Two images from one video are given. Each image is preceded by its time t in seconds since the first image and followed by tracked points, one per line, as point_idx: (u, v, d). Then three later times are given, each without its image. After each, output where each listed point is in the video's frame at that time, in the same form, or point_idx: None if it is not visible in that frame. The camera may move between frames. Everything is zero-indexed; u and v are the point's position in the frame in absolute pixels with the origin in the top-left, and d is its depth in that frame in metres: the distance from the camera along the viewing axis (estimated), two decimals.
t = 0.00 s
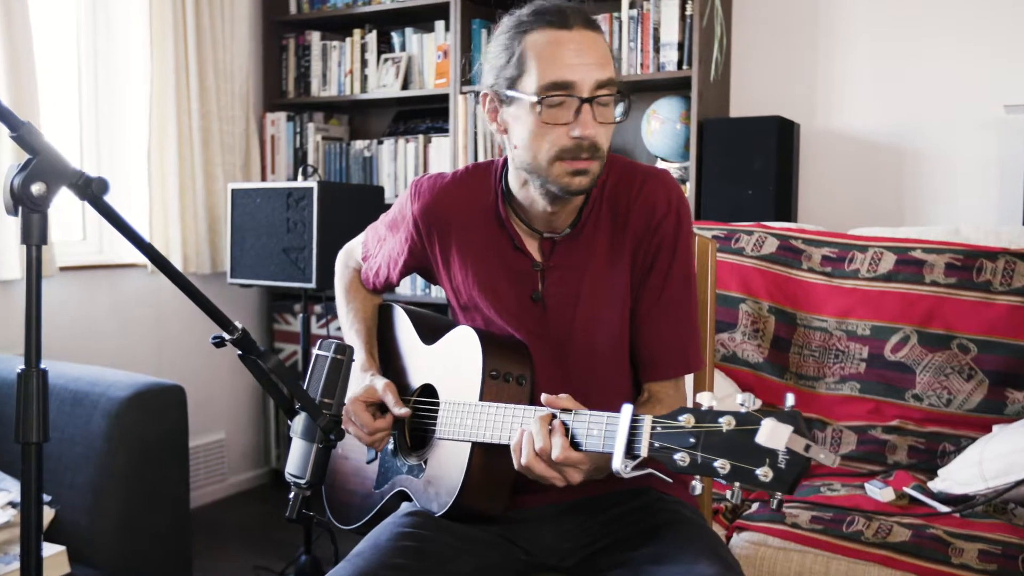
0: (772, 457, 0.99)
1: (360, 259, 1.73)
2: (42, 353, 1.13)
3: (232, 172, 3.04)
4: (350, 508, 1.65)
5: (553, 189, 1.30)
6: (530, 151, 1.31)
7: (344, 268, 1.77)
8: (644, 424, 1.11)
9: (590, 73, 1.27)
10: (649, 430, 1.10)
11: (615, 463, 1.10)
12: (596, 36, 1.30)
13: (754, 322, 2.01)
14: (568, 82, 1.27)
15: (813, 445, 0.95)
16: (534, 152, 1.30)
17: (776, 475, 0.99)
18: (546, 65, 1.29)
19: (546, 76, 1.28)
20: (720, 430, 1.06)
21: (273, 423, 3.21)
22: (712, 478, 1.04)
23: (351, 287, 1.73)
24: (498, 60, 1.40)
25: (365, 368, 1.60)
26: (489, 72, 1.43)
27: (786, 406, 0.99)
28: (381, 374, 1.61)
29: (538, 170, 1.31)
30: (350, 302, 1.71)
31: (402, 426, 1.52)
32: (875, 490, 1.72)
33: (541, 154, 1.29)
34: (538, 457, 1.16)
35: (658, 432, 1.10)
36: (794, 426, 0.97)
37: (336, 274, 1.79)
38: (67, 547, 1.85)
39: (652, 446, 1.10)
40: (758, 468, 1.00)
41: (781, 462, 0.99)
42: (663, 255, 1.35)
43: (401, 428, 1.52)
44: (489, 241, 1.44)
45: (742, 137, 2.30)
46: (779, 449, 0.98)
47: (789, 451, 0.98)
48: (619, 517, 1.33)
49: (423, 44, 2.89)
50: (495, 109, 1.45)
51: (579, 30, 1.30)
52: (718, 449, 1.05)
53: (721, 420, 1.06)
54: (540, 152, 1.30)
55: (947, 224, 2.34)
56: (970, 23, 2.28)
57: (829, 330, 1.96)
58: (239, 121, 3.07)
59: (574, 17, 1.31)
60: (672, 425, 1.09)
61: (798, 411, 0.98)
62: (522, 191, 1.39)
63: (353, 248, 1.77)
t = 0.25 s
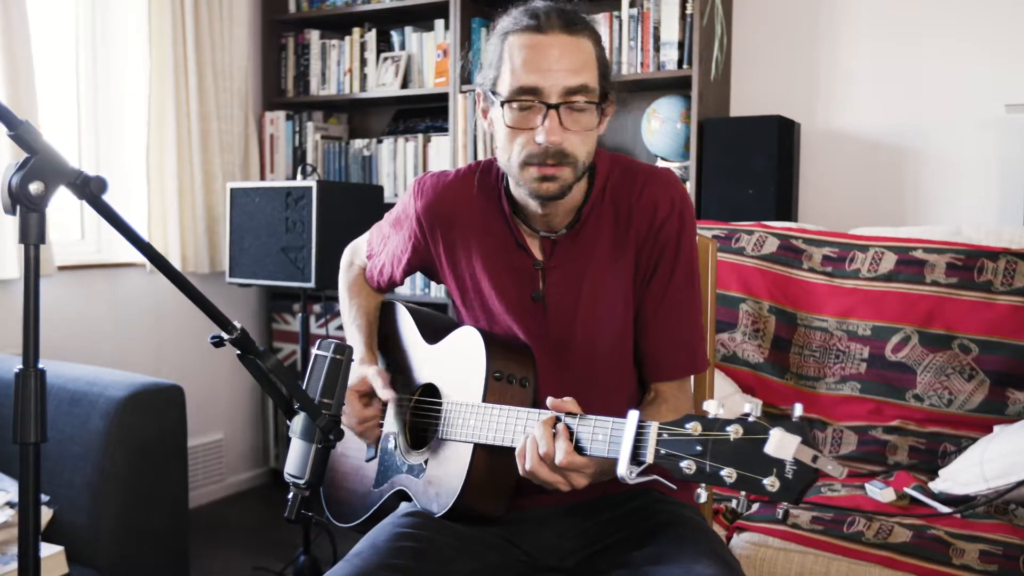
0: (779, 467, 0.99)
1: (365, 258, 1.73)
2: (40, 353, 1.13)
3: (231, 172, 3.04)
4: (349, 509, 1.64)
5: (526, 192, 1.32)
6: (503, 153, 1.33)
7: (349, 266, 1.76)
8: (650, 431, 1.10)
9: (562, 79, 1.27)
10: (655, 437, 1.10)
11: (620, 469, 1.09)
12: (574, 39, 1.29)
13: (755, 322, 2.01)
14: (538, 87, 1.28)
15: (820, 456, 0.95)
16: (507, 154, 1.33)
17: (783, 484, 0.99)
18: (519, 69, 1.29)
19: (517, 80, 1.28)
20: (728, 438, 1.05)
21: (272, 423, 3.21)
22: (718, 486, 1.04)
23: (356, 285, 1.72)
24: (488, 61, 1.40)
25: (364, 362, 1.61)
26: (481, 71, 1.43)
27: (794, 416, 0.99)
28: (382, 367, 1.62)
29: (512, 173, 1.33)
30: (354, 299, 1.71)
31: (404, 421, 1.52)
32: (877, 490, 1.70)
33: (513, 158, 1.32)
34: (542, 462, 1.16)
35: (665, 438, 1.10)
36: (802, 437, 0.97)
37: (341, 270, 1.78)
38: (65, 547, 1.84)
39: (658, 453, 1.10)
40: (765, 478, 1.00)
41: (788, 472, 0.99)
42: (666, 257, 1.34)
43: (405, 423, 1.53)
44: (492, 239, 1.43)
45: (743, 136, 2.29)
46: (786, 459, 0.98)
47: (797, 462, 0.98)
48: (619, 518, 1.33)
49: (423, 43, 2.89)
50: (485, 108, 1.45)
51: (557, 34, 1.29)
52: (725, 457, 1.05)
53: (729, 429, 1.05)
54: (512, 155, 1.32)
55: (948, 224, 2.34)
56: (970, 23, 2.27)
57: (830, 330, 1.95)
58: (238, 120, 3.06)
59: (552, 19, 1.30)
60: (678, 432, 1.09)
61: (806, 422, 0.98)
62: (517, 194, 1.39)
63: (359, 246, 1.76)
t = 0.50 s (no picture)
0: (772, 467, 0.99)
1: (361, 254, 1.71)
2: (36, 352, 1.12)
3: (229, 169, 3.02)
4: (348, 509, 1.63)
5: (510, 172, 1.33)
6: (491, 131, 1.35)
7: (344, 263, 1.75)
8: (644, 430, 1.09)
9: (544, 57, 1.29)
10: (648, 436, 1.09)
11: (613, 470, 1.09)
12: (567, 22, 1.31)
13: (756, 321, 2.00)
14: (521, 64, 1.30)
15: (814, 455, 0.94)
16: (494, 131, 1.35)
17: (776, 485, 0.98)
18: (508, 47, 1.31)
19: (504, 57, 1.31)
20: (720, 438, 1.04)
21: (271, 422, 3.20)
22: (711, 486, 1.03)
23: (352, 283, 1.71)
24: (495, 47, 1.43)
25: (366, 364, 1.57)
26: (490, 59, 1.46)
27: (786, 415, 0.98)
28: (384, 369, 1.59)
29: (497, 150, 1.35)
30: (351, 298, 1.70)
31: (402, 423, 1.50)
32: (878, 489, 1.70)
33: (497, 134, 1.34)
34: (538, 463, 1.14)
35: (658, 438, 1.09)
36: (795, 436, 0.96)
37: (336, 267, 1.77)
38: (61, 547, 1.83)
39: (651, 454, 1.09)
40: (758, 478, 0.99)
41: (781, 472, 0.98)
42: (669, 254, 1.33)
43: (401, 425, 1.50)
44: (494, 233, 1.42)
45: (744, 134, 2.28)
46: (779, 458, 0.97)
47: (790, 462, 0.97)
48: (620, 518, 1.32)
49: (422, 40, 2.87)
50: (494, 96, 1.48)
51: (550, 16, 1.31)
52: (718, 457, 1.04)
53: (721, 429, 1.04)
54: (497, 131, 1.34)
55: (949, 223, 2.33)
56: (973, 20, 2.26)
57: (831, 329, 1.94)
58: (236, 118, 3.05)
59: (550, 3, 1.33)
60: (671, 432, 1.08)
61: (799, 422, 0.97)
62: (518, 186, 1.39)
63: (354, 242, 1.75)
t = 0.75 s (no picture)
0: (781, 462, 0.98)
1: (360, 254, 1.70)
2: (35, 351, 1.11)
3: (229, 167, 3.01)
4: (348, 509, 1.63)
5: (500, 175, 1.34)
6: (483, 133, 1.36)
7: (344, 261, 1.74)
8: (651, 427, 1.08)
9: (535, 62, 1.29)
10: (655, 433, 1.08)
11: (620, 467, 1.07)
12: (561, 28, 1.30)
13: (757, 321, 1.99)
14: (511, 67, 1.30)
15: (823, 450, 0.93)
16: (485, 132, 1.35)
17: (785, 480, 0.97)
18: (503, 49, 1.31)
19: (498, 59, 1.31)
20: (729, 434, 1.04)
21: (270, 422, 3.19)
22: (720, 482, 1.03)
23: (351, 282, 1.69)
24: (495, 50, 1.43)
25: (365, 363, 1.57)
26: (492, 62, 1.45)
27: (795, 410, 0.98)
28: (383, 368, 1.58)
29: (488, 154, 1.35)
30: (351, 297, 1.68)
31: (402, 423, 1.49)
32: (881, 489, 1.69)
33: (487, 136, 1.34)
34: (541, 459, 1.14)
35: (665, 435, 1.08)
36: (804, 431, 0.96)
37: (336, 265, 1.76)
38: (60, 547, 1.82)
39: (659, 449, 1.08)
40: (767, 473, 0.99)
41: (790, 468, 0.97)
42: (670, 256, 1.32)
43: (401, 424, 1.49)
44: (493, 235, 1.41)
45: (746, 132, 2.27)
46: (788, 454, 0.96)
47: (799, 457, 0.97)
48: (621, 519, 1.31)
49: (422, 38, 2.86)
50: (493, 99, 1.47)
51: (546, 21, 1.30)
52: (727, 453, 1.03)
53: (729, 425, 1.04)
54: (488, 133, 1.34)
55: (951, 222, 2.32)
56: (977, 18, 2.25)
57: (834, 328, 1.93)
58: (235, 116, 3.04)
59: (548, 7, 1.32)
60: (679, 428, 1.07)
61: (807, 417, 0.96)
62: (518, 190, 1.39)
63: (354, 242, 1.74)
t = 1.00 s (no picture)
0: (777, 448, 0.97)
1: (355, 258, 1.69)
2: (33, 350, 1.10)
3: (228, 166, 3.01)
4: (346, 510, 1.62)
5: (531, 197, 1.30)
6: (512, 156, 1.31)
7: (338, 266, 1.73)
8: (646, 418, 1.08)
9: (576, 89, 1.24)
10: (651, 423, 1.08)
11: (617, 458, 1.07)
12: (592, 48, 1.25)
13: (758, 320, 1.98)
14: (550, 95, 1.24)
15: (819, 434, 0.93)
16: (515, 157, 1.30)
17: (781, 466, 0.96)
18: (535, 73, 1.25)
19: (531, 85, 1.25)
20: (724, 422, 1.03)
21: (269, 422, 3.18)
22: (716, 470, 1.01)
23: (346, 286, 1.69)
24: (499, 57, 1.36)
25: (363, 364, 1.57)
26: (491, 67, 1.39)
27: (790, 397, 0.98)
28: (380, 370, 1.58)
29: (519, 178, 1.31)
30: (346, 300, 1.68)
31: (401, 424, 1.48)
32: (881, 491, 1.69)
33: (521, 162, 1.29)
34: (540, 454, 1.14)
35: (661, 425, 1.08)
36: (799, 416, 0.95)
37: (330, 271, 1.75)
38: (58, 548, 1.82)
39: (655, 440, 1.08)
40: (763, 459, 0.98)
41: (785, 454, 0.97)
42: (664, 255, 1.32)
43: (400, 425, 1.49)
44: (488, 240, 1.40)
45: (746, 132, 2.27)
46: (783, 439, 0.96)
47: (794, 442, 0.96)
48: (621, 518, 1.30)
49: (422, 37, 2.86)
50: (492, 104, 1.41)
51: (575, 41, 1.25)
52: (723, 441, 1.02)
53: (725, 413, 1.03)
54: (520, 159, 1.29)
55: (952, 222, 2.31)
56: (978, 17, 2.25)
57: (834, 328, 1.93)
58: (235, 114, 3.03)
59: (573, 23, 1.26)
60: (675, 418, 1.07)
61: (803, 401, 0.96)
62: (515, 195, 1.37)
63: (348, 246, 1.73)
